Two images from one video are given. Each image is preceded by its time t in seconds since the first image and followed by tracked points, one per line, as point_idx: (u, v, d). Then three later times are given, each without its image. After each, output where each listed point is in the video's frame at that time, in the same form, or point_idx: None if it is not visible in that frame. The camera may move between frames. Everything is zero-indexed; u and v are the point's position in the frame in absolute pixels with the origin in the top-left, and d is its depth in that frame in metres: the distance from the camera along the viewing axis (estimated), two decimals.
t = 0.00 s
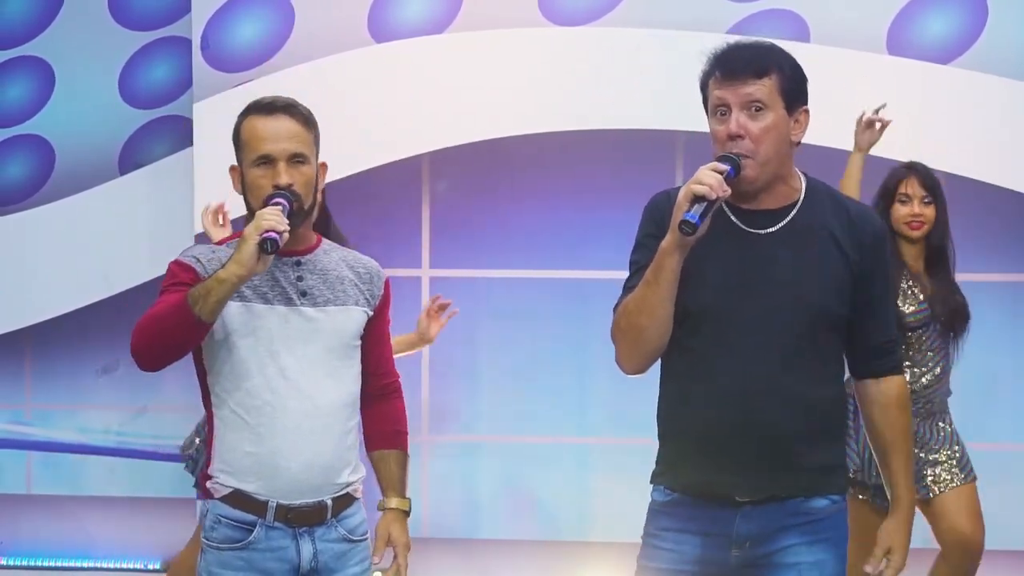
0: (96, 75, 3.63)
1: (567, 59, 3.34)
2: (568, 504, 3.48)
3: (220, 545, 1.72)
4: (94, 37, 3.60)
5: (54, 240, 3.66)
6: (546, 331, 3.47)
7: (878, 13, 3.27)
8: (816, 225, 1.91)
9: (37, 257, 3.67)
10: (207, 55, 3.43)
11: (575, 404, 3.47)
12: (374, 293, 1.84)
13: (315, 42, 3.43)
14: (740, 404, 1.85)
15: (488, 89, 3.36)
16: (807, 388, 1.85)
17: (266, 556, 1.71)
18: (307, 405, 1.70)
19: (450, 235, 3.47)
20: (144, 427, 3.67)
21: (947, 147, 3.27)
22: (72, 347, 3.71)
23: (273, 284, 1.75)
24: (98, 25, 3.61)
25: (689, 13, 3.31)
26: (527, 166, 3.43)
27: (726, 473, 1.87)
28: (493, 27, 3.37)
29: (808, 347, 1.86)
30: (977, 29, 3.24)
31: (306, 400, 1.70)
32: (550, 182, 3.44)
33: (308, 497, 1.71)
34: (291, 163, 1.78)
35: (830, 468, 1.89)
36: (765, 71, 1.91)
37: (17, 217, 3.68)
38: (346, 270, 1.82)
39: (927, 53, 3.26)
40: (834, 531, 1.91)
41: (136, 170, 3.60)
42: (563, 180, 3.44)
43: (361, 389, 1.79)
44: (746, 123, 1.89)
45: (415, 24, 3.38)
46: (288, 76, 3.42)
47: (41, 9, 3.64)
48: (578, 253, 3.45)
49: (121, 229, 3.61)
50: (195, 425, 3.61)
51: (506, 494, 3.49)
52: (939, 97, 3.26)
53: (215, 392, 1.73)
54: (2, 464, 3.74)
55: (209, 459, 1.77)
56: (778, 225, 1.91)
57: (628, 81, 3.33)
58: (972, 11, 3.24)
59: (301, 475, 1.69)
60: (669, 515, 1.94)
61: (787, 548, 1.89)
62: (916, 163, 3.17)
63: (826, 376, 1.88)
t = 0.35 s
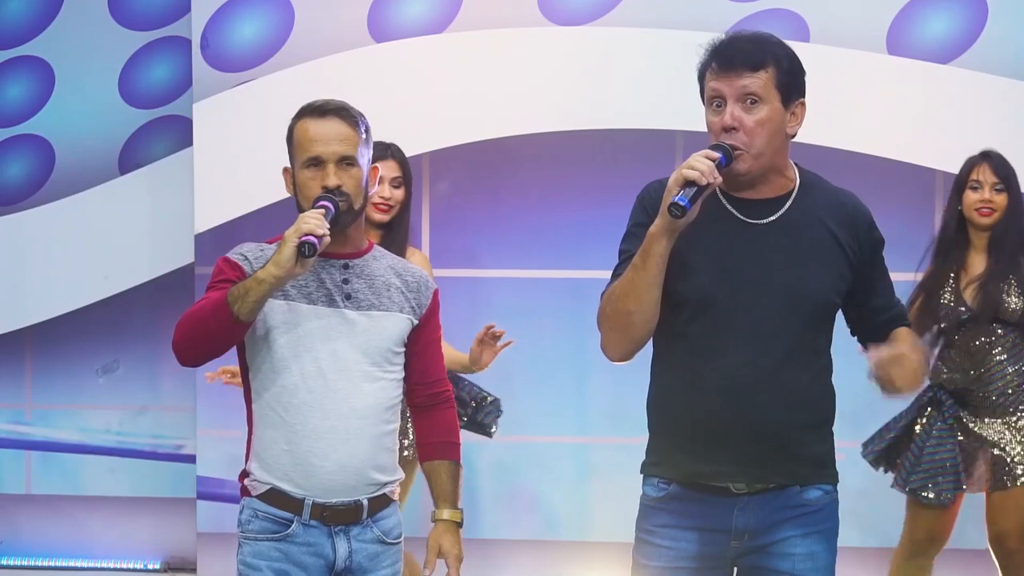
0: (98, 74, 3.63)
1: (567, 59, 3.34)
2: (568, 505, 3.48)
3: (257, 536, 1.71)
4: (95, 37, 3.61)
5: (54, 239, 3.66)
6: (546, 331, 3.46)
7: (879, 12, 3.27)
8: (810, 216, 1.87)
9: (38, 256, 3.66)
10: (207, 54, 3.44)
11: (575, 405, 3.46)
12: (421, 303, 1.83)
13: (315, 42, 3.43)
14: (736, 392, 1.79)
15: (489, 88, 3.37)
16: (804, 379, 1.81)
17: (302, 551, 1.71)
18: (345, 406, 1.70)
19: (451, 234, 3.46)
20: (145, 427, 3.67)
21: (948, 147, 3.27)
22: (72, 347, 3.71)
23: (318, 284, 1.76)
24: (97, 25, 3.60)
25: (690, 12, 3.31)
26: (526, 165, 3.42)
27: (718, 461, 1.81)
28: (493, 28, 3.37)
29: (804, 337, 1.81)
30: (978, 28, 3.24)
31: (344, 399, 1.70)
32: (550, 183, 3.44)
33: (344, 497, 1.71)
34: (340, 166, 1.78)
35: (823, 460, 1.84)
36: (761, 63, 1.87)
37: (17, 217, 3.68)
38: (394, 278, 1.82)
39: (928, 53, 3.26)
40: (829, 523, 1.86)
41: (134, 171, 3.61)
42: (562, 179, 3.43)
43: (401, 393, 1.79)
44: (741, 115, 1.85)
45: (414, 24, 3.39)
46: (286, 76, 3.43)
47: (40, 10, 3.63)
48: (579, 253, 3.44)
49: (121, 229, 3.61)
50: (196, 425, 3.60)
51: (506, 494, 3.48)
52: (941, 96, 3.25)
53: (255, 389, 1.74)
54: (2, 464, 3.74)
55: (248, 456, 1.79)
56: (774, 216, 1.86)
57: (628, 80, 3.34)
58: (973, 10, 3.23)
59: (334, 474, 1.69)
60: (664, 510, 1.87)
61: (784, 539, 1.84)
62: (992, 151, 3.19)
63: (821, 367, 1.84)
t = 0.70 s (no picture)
0: (98, 75, 3.63)
1: (567, 60, 3.34)
2: (568, 504, 3.48)
3: (265, 530, 1.72)
4: (96, 37, 3.61)
5: (54, 239, 3.66)
6: (546, 331, 3.45)
7: (879, 12, 3.27)
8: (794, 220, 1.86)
9: (38, 256, 3.67)
10: (207, 54, 3.44)
11: (575, 404, 3.46)
12: (442, 306, 1.82)
13: (315, 42, 3.42)
14: (728, 397, 1.80)
15: (489, 89, 3.37)
16: (796, 384, 1.81)
17: (309, 548, 1.72)
18: (357, 408, 1.70)
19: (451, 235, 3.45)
20: (145, 427, 3.67)
21: (948, 147, 3.26)
22: (72, 347, 3.71)
23: (338, 284, 1.76)
24: (97, 25, 3.60)
25: (690, 12, 3.31)
26: (526, 165, 3.41)
27: (710, 466, 1.81)
28: (492, 28, 3.37)
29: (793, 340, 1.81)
30: (978, 28, 3.23)
31: (357, 401, 1.70)
32: (550, 183, 3.42)
33: (353, 498, 1.72)
34: (357, 164, 1.79)
35: (816, 465, 1.83)
36: (741, 78, 1.88)
37: (17, 217, 3.68)
38: (415, 281, 1.81)
39: (928, 54, 3.25)
40: (821, 529, 1.84)
41: (134, 171, 3.61)
42: (562, 180, 3.41)
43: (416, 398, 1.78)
44: (721, 130, 1.86)
45: (413, 24, 3.39)
46: (285, 77, 3.43)
47: (40, 10, 3.64)
48: (579, 253, 3.43)
49: (121, 229, 3.61)
50: (196, 425, 3.60)
51: (506, 494, 3.48)
52: (942, 96, 3.25)
53: (271, 388, 1.75)
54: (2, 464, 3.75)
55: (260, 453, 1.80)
56: (755, 225, 1.85)
57: (628, 80, 3.33)
58: (972, 10, 3.23)
59: (343, 477, 1.70)
60: (654, 517, 1.86)
61: (775, 545, 1.82)
62: None
63: (813, 371, 1.84)
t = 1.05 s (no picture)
0: (98, 75, 3.63)
1: (567, 60, 3.34)
2: (568, 505, 3.48)
3: (267, 545, 1.73)
4: (96, 37, 3.61)
5: (54, 240, 3.67)
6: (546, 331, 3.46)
7: (879, 13, 3.27)
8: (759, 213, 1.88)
9: (39, 257, 3.67)
10: (207, 54, 3.45)
11: (575, 404, 3.47)
12: (434, 299, 1.82)
13: (315, 43, 3.43)
14: (695, 390, 1.81)
15: (489, 89, 3.37)
16: (762, 378, 1.82)
17: (313, 562, 1.72)
18: (359, 412, 1.70)
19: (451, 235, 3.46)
20: (144, 427, 3.67)
21: (948, 147, 3.26)
22: (72, 348, 3.71)
23: (328, 288, 1.76)
24: (97, 25, 3.61)
25: (691, 12, 3.31)
26: (525, 165, 3.41)
27: (676, 460, 1.82)
28: (492, 28, 3.37)
29: (756, 331, 1.82)
30: (978, 28, 3.23)
31: (359, 405, 1.70)
32: (549, 183, 3.42)
33: (359, 506, 1.72)
34: (339, 159, 1.81)
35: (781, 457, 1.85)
36: (707, 66, 1.91)
37: (18, 216, 3.69)
38: (405, 275, 1.81)
39: (927, 54, 3.26)
40: (787, 523, 1.85)
41: (134, 171, 3.61)
42: (562, 180, 3.41)
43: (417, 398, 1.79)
44: (688, 119, 1.88)
45: (414, 24, 3.39)
46: (285, 77, 3.43)
47: (40, 10, 3.64)
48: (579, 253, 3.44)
49: (121, 230, 3.62)
50: (196, 425, 3.60)
51: (506, 494, 3.48)
52: (942, 96, 3.25)
53: (270, 396, 1.75)
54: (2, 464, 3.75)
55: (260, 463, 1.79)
56: (722, 216, 1.88)
57: (628, 80, 3.34)
58: (972, 10, 3.22)
59: (349, 484, 1.70)
60: (620, 512, 1.87)
61: (742, 542, 1.83)
62: None
63: (778, 364, 1.85)
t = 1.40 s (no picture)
0: (97, 75, 3.64)
1: (567, 60, 3.34)
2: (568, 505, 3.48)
3: (243, 556, 1.73)
4: (96, 38, 3.62)
5: (53, 240, 3.67)
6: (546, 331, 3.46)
7: (879, 12, 3.27)
8: (722, 213, 1.90)
9: (37, 257, 3.67)
10: (207, 54, 3.45)
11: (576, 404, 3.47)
12: (410, 296, 1.83)
13: (315, 43, 3.43)
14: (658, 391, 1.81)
15: (489, 89, 3.37)
16: (721, 379, 1.84)
17: (290, 569, 1.72)
18: (335, 414, 1.70)
19: (451, 235, 3.47)
20: (144, 427, 3.68)
21: (949, 147, 3.25)
22: (72, 348, 3.72)
23: (301, 287, 1.77)
24: (98, 25, 3.61)
25: (691, 12, 3.31)
26: (524, 165, 3.43)
27: (635, 461, 1.82)
28: (492, 28, 3.37)
29: (714, 330, 1.83)
30: (978, 28, 3.23)
31: (334, 407, 1.71)
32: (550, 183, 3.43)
33: (336, 511, 1.72)
34: (311, 154, 1.80)
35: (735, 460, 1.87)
36: (675, 60, 1.90)
37: (17, 216, 3.69)
38: (380, 273, 1.82)
39: (926, 53, 3.25)
40: (746, 525, 1.86)
41: (134, 171, 3.61)
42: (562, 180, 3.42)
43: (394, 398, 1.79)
44: (656, 113, 1.87)
45: (415, 24, 3.40)
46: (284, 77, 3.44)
47: (41, 10, 3.65)
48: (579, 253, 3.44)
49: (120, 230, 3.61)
50: (195, 426, 3.61)
51: (506, 495, 3.48)
52: (941, 96, 3.24)
53: (243, 398, 1.74)
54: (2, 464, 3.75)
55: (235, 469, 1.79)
56: (685, 211, 1.89)
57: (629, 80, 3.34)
58: (972, 9, 3.22)
59: (326, 487, 1.70)
60: (580, 514, 1.86)
61: (702, 545, 1.83)
62: None
63: (736, 365, 1.87)
